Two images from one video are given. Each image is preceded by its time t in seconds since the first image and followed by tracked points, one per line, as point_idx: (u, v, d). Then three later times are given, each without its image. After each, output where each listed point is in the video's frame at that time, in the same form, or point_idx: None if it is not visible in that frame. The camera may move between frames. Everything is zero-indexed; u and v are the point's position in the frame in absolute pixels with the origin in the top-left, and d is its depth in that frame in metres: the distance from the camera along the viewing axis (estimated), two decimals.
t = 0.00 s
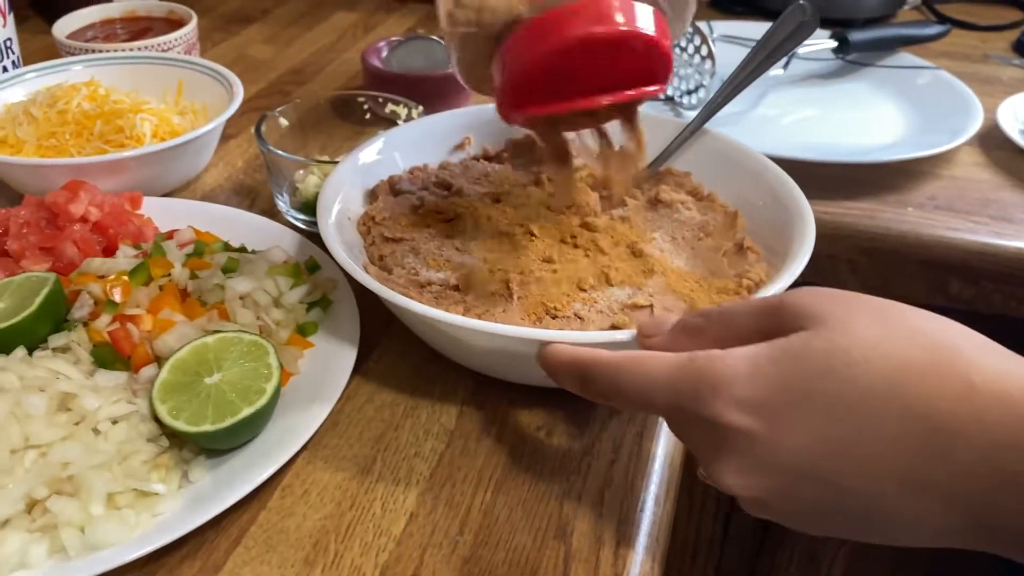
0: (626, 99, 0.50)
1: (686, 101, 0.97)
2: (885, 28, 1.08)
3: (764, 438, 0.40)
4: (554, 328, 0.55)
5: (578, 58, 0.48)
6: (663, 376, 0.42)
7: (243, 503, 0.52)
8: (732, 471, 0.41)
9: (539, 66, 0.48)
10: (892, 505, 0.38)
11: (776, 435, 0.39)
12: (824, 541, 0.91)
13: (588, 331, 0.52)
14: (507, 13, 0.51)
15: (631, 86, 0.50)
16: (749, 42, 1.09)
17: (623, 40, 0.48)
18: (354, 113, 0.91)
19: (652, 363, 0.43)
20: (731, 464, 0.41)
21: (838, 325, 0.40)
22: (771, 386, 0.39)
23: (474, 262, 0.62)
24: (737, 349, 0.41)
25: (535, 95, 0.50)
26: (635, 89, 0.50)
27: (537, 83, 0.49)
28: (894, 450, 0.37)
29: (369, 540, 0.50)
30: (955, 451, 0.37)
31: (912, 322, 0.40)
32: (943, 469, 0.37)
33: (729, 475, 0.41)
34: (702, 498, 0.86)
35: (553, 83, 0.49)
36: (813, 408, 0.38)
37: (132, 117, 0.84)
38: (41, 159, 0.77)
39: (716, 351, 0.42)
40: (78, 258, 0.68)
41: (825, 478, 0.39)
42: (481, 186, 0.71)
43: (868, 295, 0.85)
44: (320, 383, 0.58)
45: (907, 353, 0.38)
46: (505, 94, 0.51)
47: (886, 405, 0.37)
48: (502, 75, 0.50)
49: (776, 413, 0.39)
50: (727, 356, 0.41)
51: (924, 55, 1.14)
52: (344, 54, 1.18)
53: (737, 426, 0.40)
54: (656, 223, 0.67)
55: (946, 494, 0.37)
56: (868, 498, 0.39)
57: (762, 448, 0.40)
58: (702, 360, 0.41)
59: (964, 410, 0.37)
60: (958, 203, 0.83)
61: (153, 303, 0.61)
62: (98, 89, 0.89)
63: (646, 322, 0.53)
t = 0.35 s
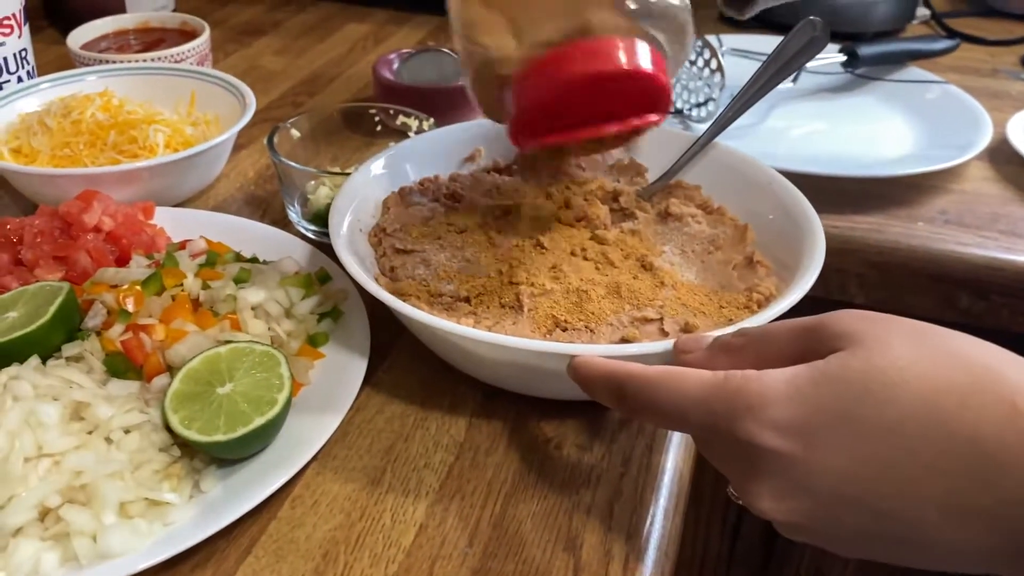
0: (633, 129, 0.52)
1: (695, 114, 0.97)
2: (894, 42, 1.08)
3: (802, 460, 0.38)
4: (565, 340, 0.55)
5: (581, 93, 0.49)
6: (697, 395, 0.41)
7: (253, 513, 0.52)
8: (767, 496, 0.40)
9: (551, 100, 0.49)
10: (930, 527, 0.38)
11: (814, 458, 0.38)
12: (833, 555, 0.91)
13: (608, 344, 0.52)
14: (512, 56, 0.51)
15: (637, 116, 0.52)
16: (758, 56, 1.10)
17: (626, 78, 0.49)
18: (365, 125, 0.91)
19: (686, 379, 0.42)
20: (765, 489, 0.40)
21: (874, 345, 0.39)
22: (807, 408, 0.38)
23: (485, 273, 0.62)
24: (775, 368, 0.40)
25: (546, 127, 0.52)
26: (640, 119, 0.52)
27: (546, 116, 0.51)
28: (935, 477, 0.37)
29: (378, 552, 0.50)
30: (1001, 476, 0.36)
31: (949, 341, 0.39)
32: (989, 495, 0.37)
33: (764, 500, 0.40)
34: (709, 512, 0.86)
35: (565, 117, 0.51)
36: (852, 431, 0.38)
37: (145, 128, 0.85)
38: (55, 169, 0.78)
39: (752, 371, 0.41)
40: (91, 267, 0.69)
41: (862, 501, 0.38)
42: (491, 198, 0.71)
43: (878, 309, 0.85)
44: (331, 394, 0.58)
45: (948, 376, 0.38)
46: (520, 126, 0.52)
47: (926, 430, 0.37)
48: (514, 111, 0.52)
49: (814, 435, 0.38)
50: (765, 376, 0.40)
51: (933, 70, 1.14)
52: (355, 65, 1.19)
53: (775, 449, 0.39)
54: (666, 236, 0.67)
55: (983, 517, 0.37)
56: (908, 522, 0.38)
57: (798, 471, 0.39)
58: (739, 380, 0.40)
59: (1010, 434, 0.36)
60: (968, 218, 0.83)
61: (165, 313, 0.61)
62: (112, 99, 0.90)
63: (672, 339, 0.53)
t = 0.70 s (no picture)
0: (672, 41, 0.57)
1: (700, 125, 0.98)
2: (898, 54, 1.09)
3: (799, 469, 0.38)
4: (568, 349, 0.55)
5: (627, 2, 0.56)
6: (695, 403, 0.40)
7: (259, 519, 0.52)
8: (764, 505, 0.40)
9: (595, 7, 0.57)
10: (928, 538, 0.39)
11: (811, 468, 0.38)
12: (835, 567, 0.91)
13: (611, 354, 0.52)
14: None
15: (679, 31, 0.58)
16: (762, 67, 1.10)
17: None
18: (372, 135, 0.92)
19: (685, 389, 0.41)
20: (763, 499, 0.40)
21: (872, 355, 0.39)
22: (804, 419, 0.38)
23: (488, 282, 0.63)
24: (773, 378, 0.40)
25: (596, 34, 0.58)
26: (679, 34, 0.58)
27: (594, 17, 0.57)
28: (928, 486, 0.38)
29: (382, 558, 0.50)
30: (992, 485, 0.37)
31: (945, 351, 0.40)
32: (978, 505, 0.37)
33: (762, 509, 0.41)
34: (713, 522, 0.86)
35: (614, 23, 0.58)
36: (848, 439, 0.38)
37: (155, 137, 0.86)
38: (65, 177, 0.79)
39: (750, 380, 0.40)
40: (101, 275, 0.70)
41: (859, 510, 0.39)
42: (496, 209, 0.72)
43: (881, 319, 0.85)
44: (337, 401, 0.59)
45: (942, 384, 0.38)
46: (569, 31, 0.59)
47: (922, 439, 0.37)
48: (565, 17, 0.59)
49: (811, 445, 0.38)
50: (763, 386, 0.39)
51: (937, 82, 1.15)
52: (362, 75, 1.20)
53: (771, 457, 0.39)
54: (671, 245, 0.68)
55: (975, 528, 0.38)
56: (905, 533, 0.39)
57: (795, 480, 0.39)
58: (738, 390, 0.39)
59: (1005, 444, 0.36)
60: (970, 229, 0.83)
61: (173, 320, 0.62)
62: (122, 108, 0.91)
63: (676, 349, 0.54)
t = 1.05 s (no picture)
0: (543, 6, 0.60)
1: (697, 138, 0.99)
2: (894, 68, 1.10)
3: (781, 477, 0.40)
4: (562, 360, 0.57)
5: None
6: (681, 412, 0.42)
7: (259, 525, 0.53)
8: (747, 514, 0.41)
9: None
10: (909, 546, 0.39)
11: (791, 478, 0.40)
12: None
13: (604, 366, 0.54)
14: None
15: None
16: (759, 80, 1.12)
17: None
18: (374, 147, 0.94)
19: (671, 399, 0.43)
20: (745, 508, 0.41)
21: (852, 367, 0.41)
22: (785, 427, 0.40)
23: (485, 293, 0.64)
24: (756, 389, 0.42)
25: None
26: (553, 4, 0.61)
27: None
28: (908, 495, 0.38)
29: (379, 564, 0.51)
30: (967, 493, 0.38)
31: (921, 361, 0.41)
32: (953, 513, 0.38)
33: (744, 517, 0.42)
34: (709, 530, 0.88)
35: None
36: (827, 448, 0.39)
37: (160, 149, 0.88)
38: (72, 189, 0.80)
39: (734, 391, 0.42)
40: (106, 285, 0.71)
41: (840, 518, 0.40)
42: (493, 221, 0.73)
43: (875, 331, 0.86)
44: (336, 410, 0.60)
45: (918, 394, 0.39)
46: None
47: (898, 448, 0.38)
48: None
49: (791, 455, 0.40)
50: (747, 397, 0.41)
51: (933, 95, 1.16)
52: (365, 87, 1.21)
53: (753, 466, 0.40)
54: (666, 258, 0.69)
55: (953, 535, 0.39)
56: (885, 542, 0.39)
57: (775, 489, 0.40)
58: (721, 401, 0.42)
59: (977, 454, 0.38)
60: (963, 242, 0.84)
61: (177, 330, 0.63)
62: (128, 121, 0.92)
63: (667, 361, 0.55)
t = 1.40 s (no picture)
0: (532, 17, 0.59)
1: (687, 149, 1.02)
2: (885, 80, 1.12)
3: (745, 486, 0.44)
4: (548, 369, 0.59)
5: None
6: (654, 422, 0.47)
7: (256, 527, 0.56)
8: (714, 520, 0.45)
9: None
10: (865, 554, 0.43)
11: (755, 486, 0.44)
12: None
13: (589, 376, 0.56)
14: None
15: (543, 11, 0.59)
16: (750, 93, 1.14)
17: None
18: (370, 159, 0.96)
19: (645, 412, 0.48)
20: (711, 514, 0.45)
21: (813, 383, 0.45)
22: (749, 438, 0.44)
23: (475, 303, 0.66)
24: (723, 403, 0.47)
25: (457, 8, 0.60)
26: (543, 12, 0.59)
27: None
28: (865, 504, 0.42)
29: (371, 565, 0.53)
30: (921, 503, 0.41)
31: (880, 381, 0.45)
32: (909, 521, 0.41)
33: (710, 523, 0.45)
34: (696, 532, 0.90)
35: None
36: (788, 459, 0.43)
37: (162, 161, 0.90)
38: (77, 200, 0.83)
39: (703, 404, 0.47)
40: (109, 294, 0.73)
41: (801, 525, 0.43)
42: (485, 233, 0.76)
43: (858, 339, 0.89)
44: (331, 417, 0.62)
45: (875, 410, 0.43)
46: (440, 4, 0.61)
47: (856, 460, 0.42)
48: None
49: (755, 465, 0.44)
50: (715, 411, 0.46)
51: (920, 108, 1.18)
52: (363, 98, 1.24)
53: (720, 475, 0.44)
54: (651, 270, 0.71)
55: (907, 542, 0.42)
56: (843, 547, 0.43)
57: (741, 497, 0.44)
58: (691, 415, 0.46)
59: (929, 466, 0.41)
60: (945, 254, 0.86)
61: (178, 339, 0.66)
62: (132, 133, 0.95)
63: (649, 371, 0.57)
